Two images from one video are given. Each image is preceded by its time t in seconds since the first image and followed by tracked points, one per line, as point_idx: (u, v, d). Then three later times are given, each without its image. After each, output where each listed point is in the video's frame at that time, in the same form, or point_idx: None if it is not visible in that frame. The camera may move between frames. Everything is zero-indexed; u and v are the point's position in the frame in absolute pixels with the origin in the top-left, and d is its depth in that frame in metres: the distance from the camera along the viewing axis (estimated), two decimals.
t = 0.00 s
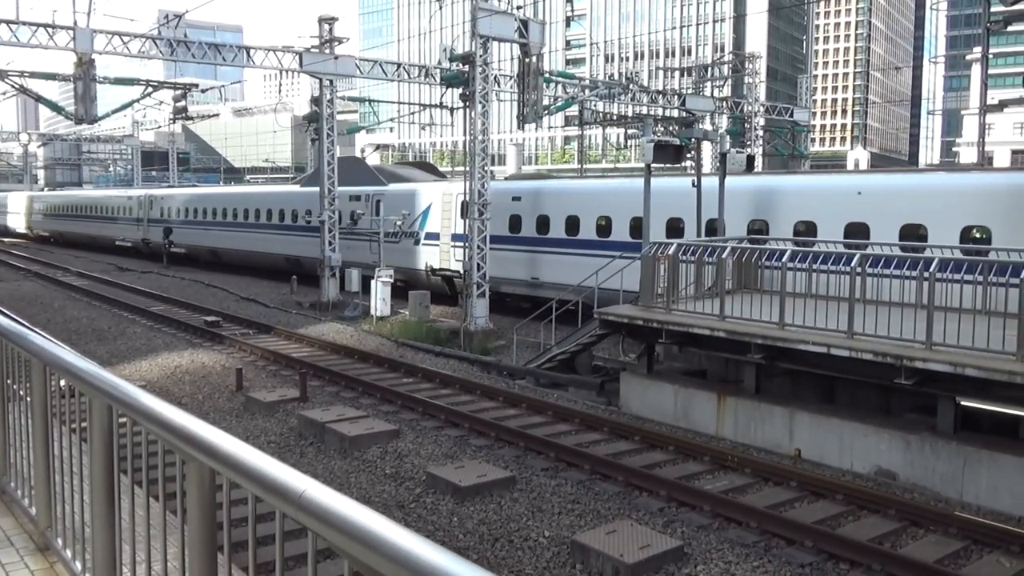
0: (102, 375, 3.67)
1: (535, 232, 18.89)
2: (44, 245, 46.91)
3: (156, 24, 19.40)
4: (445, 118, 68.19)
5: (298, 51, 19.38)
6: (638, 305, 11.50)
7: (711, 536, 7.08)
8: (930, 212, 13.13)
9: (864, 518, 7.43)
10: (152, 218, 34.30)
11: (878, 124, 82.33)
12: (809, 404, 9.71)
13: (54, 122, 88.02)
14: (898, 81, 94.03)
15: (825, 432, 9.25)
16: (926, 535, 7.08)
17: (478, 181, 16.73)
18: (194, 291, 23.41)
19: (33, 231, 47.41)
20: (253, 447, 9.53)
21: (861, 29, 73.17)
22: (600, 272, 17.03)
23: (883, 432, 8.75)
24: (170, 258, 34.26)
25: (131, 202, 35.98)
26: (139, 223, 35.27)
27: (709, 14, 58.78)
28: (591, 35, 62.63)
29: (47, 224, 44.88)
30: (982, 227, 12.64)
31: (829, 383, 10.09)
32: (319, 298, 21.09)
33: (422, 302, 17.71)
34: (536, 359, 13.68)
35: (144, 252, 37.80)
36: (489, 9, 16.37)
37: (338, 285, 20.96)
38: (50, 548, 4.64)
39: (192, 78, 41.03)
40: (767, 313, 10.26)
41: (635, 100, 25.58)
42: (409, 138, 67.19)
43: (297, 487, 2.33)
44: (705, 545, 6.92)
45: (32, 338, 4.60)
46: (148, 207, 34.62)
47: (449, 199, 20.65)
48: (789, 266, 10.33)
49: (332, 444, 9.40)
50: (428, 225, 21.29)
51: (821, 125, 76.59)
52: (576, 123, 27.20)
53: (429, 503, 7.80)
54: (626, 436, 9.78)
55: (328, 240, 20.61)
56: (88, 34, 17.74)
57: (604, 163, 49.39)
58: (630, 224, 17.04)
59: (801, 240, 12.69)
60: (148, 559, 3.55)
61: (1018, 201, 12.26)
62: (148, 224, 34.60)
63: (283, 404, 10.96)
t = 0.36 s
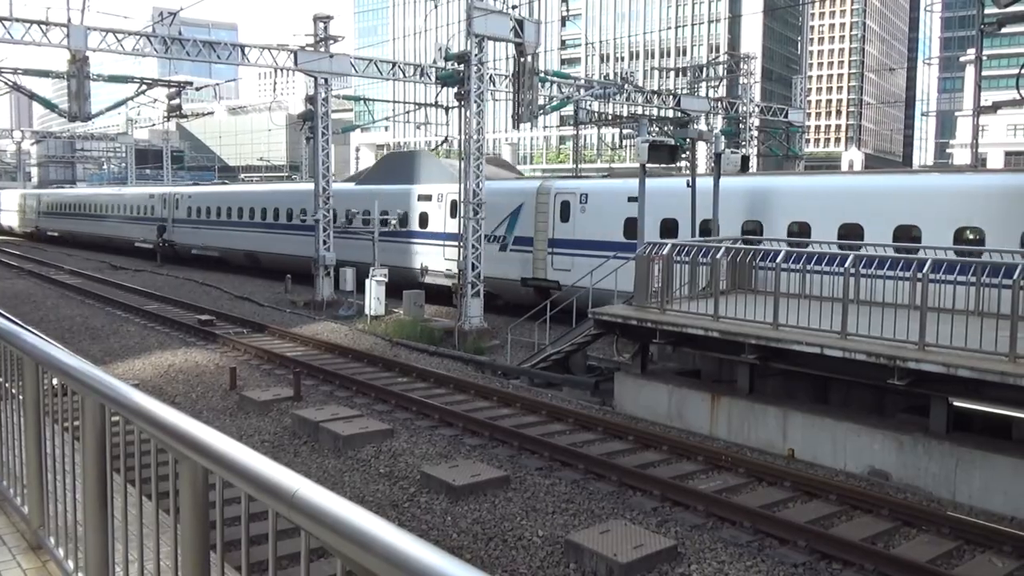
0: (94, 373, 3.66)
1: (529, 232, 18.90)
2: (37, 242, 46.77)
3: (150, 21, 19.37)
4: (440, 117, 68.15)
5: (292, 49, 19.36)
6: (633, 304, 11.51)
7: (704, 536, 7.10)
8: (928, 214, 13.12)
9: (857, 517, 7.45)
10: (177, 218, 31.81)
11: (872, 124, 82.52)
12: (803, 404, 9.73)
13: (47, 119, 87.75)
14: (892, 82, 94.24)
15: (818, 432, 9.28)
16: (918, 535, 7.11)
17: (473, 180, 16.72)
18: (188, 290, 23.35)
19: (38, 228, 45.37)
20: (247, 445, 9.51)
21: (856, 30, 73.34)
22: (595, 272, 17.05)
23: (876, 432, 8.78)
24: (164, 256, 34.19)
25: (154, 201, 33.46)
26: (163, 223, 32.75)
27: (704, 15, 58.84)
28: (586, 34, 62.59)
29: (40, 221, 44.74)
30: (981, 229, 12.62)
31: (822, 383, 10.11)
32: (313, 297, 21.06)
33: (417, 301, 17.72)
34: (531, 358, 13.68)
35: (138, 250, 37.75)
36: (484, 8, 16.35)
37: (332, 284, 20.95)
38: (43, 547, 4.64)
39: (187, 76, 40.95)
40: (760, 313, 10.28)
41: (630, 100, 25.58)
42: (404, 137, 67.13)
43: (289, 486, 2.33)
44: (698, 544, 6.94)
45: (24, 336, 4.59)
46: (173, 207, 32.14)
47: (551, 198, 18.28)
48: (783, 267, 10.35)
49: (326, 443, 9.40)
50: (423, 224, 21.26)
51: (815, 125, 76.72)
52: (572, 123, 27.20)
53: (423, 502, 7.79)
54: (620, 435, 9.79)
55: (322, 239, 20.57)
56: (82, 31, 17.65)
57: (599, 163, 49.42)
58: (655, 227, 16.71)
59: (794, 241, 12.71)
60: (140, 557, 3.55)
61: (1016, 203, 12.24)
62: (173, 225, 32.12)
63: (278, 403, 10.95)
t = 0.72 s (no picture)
0: (89, 372, 3.65)
1: (524, 231, 18.91)
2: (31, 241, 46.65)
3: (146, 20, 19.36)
4: (436, 116, 68.14)
5: (288, 49, 19.30)
6: (628, 304, 11.52)
7: (699, 536, 7.10)
8: (927, 215, 13.10)
9: (851, 517, 7.47)
10: (210, 219, 29.44)
11: (867, 125, 82.74)
12: (798, 404, 9.74)
13: (41, 117, 87.60)
14: (888, 83, 94.57)
15: (813, 432, 9.29)
16: (912, 535, 7.12)
17: (469, 180, 16.73)
18: (183, 289, 23.30)
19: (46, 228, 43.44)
20: (241, 445, 9.50)
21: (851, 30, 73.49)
22: (590, 272, 17.08)
23: (871, 432, 8.80)
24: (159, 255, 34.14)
25: (183, 200, 31.09)
26: (193, 224, 30.40)
27: (699, 15, 58.94)
28: (582, 34, 62.64)
29: (35, 221, 44.64)
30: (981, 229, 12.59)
31: (816, 383, 10.14)
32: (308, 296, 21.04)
33: (412, 300, 17.72)
34: (527, 358, 13.69)
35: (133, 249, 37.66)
36: (480, 7, 16.34)
37: (328, 282, 20.94)
38: (35, 546, 4.62)
39: (182, 75, 40.90)
40: (755, 312, 10.30)
41: (625, 100, 25.57)
42: (400, 136, 67.11)
43: (281, 485, 2.34)
44: (692, 544, 6.94)
45: (18, 335, 4.57)
46: (205, 206, 29.79)
47: (683, 199, 16.19)
48: (777, 267, 10.37)
49: (321, 442, 9.39)
50: (418, 224, 21.26)
51: (810, 126, 76.86)
52: (567, 123, 27.21)
53: (418, 502, 7.79)
54: (615, 435, 9.80)
55: (317, 238, 20.55)
56: (77, 30, 17.61)
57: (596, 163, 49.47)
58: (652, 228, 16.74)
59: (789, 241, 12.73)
60: (134, 556, 3.54)
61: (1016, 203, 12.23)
62: (205, 226, 29.76)
63: (272, 403, 10.94)
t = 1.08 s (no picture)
0: (81, 372, 3.64)
1: (518, 231, 18.93)
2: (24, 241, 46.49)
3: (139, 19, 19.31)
4: (430, 116, 68.09)
5: (282, 48, 19.27)
6: (622, 304, 11.53)
7: (692, 535, 7.11)
8: (924, 215, 13.12)
9: (844, 517, 7.48)
10: (246, 221, 26.99)
11: (861, 125, 82.92)
12: (791, 404, 9.76)
13: (34, 117, 87.34)
14: (882, 84, 94.77)
15: (806, 432, 9.31)
16: (905, 534, 7.14)
17: (463, 179, 16.74)
18: (176, 289, 23.26)
19: (57, 231, 41.13)
20: (234, 445, 9.48)
21: (845, 31, 73.64)
22: (584, 272, 17.08)
23: (864, 432, 8.82)
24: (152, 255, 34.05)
25: (214, 200, 28.60)
26: (226, 227, 27.91)
27: (693, 15, 58.99)
28: (577, 34, 62.63)
29: (27, 220, 44.50)
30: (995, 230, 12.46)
31: (810, 383, 10.16)
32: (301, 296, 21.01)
33: (406, 300, 17.71)
34: (520, 358, 13.69)
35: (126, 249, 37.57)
36: (474, 7, 16.33)
37: (321, 282, 20.91)
38: (27, 547, 4.61)
39: (176, 74, 40.82)
40: (749, 312, 10.32)
41: (619, 100, 25.55)
42: (394, 136, 67.01)
43: (273, 485, 2.33)
44: (685, 543, 6.95)
45: (10, 335, 4.55)
46: (240, 207, 27.34)
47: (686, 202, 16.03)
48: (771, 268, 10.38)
49: (314, 443, 9.37)
50: (412, 224, 21.25)
51: (804, 126, 76.97)
52: (561, 122, 27.19)
53: (411, 502, 7.78)
54: (609, 435, 9.81)
55: (311, 238, 20.53)
56: (70, 29, 17.58)
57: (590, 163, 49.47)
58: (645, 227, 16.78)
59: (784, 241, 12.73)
60: (127, 557, 3.53)
61: None
62: (239, 228, 27.30)
63: (265, 403, 10.92)
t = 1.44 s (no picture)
0: (67, 372, 3.61)
1: (507, 231, 18.95)
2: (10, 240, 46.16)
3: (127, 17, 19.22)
4: (420, 116, 68.01)
5: (271, 47, 19.23)
6: (610, 304, 11.56)
7: (680, 535, 7.13)
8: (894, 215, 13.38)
9: (831, 516, 7.52)
10: (265, 223, 25.50)
11: (849, 126, 83.39)
12: (779, 404, 9.80)
13: (21, 116, 86.93)
14: (870, 85, 95.25)
15: (794, 431, 9.35)
16: (892, 534, 7.18)
17: (452, 179, 16.76)
18: (163, 288, 23.17)
19: (65, 232, 38.77)
20: (221, 445, 9.45)
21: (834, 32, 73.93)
22: (573, 271, 17.11)
23: (851, 432, 8.86)
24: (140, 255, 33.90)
25: (247, 201, 26.32)
26: (260, 230, 25.62)
27: (683, 16, 59.10)
28: (567, 35, 62.72)
29: (14, 219, 44.20)
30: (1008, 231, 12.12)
31: (797, 382, 10.21)
32: (290, 295, 20.96)
33: (395, 300, 17.69)
34: (509, 357, 13.70)
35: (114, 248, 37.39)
36: (464, 7, 16.32)
37: (310, 282, 20.87)
38: (12, 547, 4.59)
39: (164, 73, 40.65)
40: (737, 313, 10.35)
41: (609, 100, 25.56)
42: (383, 135, 66.93)
43: (260, 484, 2.34)
44: (674, 543, 6.97)
45: None
46: (276, 208, 25.03)
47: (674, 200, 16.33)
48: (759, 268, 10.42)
49: (302, 443, 9.36)
50: (401, 223, 21.24)
51: (794, 127, 77.29)
52: (551, 122, 27.20)
53: (400, 502, 7.78)
54: (598, 435, 9.83)
55: (300, 237, 20.49)
56: (58, 27, 17.49)
57: (580, 163, 49.53)
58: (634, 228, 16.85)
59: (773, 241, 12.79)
60: (113, 557, 3.51)
61: None
62: (275, 231, 25.02)
63: (253, 403, 10.89)
